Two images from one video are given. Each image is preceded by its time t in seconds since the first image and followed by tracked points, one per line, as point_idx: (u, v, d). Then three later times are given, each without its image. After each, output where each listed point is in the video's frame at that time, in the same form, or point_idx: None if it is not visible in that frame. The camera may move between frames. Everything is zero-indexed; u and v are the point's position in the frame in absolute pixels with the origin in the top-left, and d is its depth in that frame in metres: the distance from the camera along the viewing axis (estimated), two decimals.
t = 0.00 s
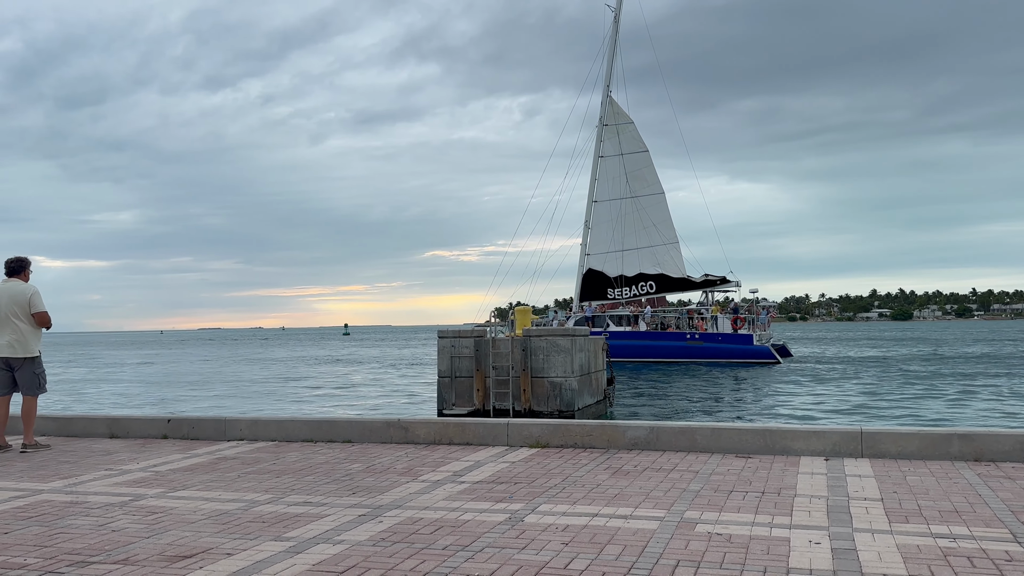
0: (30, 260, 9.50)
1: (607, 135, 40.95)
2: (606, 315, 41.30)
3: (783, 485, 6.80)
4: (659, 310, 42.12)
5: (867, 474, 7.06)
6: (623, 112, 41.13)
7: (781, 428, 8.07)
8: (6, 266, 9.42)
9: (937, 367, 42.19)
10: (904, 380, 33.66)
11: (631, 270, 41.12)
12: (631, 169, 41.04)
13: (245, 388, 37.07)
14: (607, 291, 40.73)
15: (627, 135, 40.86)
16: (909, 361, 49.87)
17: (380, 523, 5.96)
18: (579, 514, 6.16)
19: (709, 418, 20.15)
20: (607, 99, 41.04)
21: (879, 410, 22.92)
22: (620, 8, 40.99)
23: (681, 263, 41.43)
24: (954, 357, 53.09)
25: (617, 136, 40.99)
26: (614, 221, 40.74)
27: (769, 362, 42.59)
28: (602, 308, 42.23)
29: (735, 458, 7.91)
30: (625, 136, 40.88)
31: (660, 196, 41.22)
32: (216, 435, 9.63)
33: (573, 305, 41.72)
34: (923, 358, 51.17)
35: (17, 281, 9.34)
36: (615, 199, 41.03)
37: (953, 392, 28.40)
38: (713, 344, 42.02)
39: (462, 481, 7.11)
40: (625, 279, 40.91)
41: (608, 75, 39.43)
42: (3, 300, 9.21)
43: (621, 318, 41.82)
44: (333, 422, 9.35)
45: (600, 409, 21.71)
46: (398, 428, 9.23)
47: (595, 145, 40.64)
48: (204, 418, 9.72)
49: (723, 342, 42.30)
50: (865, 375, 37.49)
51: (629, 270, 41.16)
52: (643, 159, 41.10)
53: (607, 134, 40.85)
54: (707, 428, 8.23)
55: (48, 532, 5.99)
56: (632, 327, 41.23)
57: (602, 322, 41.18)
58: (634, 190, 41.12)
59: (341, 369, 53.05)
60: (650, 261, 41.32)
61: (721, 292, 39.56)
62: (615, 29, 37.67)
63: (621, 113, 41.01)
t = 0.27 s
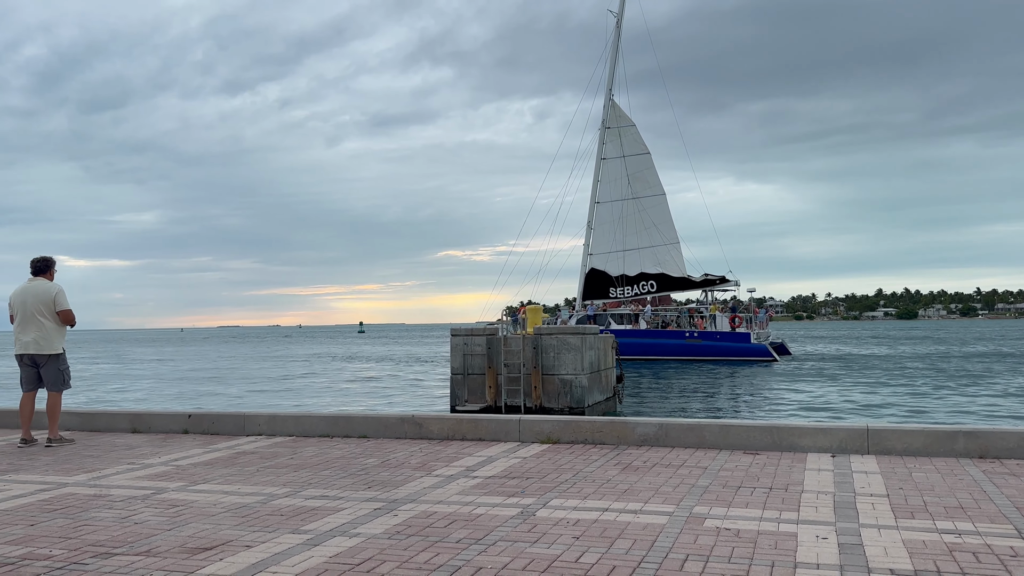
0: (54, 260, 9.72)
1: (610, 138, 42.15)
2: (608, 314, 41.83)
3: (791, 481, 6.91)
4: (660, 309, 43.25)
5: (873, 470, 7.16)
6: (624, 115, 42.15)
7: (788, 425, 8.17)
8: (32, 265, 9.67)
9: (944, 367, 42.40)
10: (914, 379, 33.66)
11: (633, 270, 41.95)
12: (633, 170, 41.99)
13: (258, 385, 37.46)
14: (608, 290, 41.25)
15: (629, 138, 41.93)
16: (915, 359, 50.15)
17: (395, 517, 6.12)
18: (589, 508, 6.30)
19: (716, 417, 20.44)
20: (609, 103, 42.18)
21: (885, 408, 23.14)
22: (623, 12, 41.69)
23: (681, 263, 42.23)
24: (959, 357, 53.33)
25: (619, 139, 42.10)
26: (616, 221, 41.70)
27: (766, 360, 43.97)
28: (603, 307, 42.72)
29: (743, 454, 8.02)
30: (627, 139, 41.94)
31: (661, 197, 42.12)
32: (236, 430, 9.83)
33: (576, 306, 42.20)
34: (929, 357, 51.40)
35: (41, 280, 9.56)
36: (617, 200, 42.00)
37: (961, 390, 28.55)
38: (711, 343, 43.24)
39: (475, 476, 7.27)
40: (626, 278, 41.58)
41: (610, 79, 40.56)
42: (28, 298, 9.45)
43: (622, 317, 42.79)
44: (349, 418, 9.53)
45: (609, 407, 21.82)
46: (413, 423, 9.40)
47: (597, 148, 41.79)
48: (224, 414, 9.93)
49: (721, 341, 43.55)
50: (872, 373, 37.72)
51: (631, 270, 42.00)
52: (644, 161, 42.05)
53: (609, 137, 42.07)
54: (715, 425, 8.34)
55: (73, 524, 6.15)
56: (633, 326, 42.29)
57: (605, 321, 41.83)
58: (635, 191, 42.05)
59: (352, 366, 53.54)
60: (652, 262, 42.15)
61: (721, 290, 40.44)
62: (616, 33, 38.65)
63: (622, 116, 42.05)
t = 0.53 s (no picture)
0: (80, 260, 10.05)
1: (608, 142, 42.11)
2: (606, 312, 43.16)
3: (792, 475, 7.11)
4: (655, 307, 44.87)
5: (871, 464, 7.36)
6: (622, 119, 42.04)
7: (789, 420, 8.36)
8: (60, 265, 9.99)
9: (945, 367, 42.81)
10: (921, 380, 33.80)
11: (630, 270, 42.42)
12: (631, 174, 42.15)
13: (268, 380, 37.83)
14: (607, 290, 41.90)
15: (627, 142, 41.98)
16: (917, 360, 50.54)
17: (408, 508, 6.35)
18: (596, 500, 6.51)
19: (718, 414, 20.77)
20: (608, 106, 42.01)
21: (886, 410, 23.46)
22: (621, 18, 42.12)
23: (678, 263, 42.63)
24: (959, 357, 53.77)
25: (618, 143, 42.13)
26: (614, 224, 41.94)
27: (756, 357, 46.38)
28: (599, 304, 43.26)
29: (744, 448, 8.23)
30: (625, 143, 42.02)
31: (658, 199, 42.35)
32: (255, 424, 10.11)
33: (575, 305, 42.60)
34: (930, 357, 51.80)
35: (68, 279, 9.89)
36: (615, 202, 42.16)
37: (964, 391, 28.84)
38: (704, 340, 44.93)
39: (485, 468, 7.51)
40: (624, 278, 42.21)
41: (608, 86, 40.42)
42: (55, 297, 9.78)
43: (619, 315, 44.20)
44: (363, 412, 9.77)
45: (615, 401, 22.03)
46: (424, 418, 9.64)
47: (596, 152, 41.70)
48: (244, 408, 10.20)
49: (713, 338, 45.26)
50: (875, 374, 38.06)
51: (628, 270, 42.48)
52: (641, 164, 42.12)
53: (607, 141, 42.06)
54: (717, 419, 8.52)
55: (97, 514, 6.25)
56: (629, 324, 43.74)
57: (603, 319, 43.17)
58: (633, 194, 42.26)
59: (360, 362, 54.03)
60: (648, 262, 42.58)
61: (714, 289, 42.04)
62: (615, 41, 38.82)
63: (620, 121, 41.98)
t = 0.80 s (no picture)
0: (100, 259, 10.31)
1: (604, 146, 43.00)
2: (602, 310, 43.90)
3: (791, 469, 7.25)
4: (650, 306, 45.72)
5: (869, 459, 7.52)
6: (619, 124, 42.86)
7: (789, 416, 8.54)
8: (80, 264, 10.25)
9: (948, 365, 43.03)
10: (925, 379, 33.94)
11: (626, 270, 42.79)
12: (627, 176, 42.72)
13: (277, 377, 38.22)
14: (604, 289, 42.62)
15: (622, 146, 42.70)
16: (920, 358, 50.79)
17: (418, 500, 6.47)
18: (599, 493, 6.57)
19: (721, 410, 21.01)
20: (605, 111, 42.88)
21: (887, 408, 23.70)
22: (618, 23, 42.69)
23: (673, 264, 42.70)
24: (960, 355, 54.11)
25: (614, 146, 42.96)
26: (609, 225, 42.66)
27: (750, 354, 46.95)
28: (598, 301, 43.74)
29: (744, 444, 8.41)
30: (621, 146, 42.74)
31: (654, 201, 42.80)
32: (268, 419, 10.35)
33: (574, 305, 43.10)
34: (932, 356, 52.08)
35: (88, 278, 10.15)
36: (611, 204, 42.86)
37: (967, 390, 29.02)
38: (698, 337, 45.80)
39: (492, 463, 7.68)
40: (619, 277, 42.76)
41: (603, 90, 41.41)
42: (76, 295, 10.04)
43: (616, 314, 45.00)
44: (373, 408, 9.98)
45: (619, 396, 22.20)
46: (433, 413, 9.84)
47: (592, 154, 42.78)
48: (256, 403, 10.44)
49: (707, 335, 46.12)
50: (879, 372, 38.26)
51: (624, 270, 42.85)
52: (637, 167, 42.67)
53: (603, 145, 42.97)
54: (719, 415, 8.70)
55: (116, 506, 6.28)
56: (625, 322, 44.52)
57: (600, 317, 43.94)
58: (629, 196, 42.80)
59: (367, 359, 54.45)
60: (644, 263, 42.79)
61: (709, 288, 42.90)
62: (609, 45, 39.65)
63: (616, 125, 42.79)
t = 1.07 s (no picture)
0: (107, 258, 10.35)
1: (602, 146, 43.61)
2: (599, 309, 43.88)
3: (796, 469, 7.24)
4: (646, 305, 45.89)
5: (874, 459, 7.52)
6: (616, 125, 43.48)
7: (794, 415, 8.55)
8: (87, 263, 10.30)
9: (952, 364, 43.03)
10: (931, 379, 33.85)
11: (623, 270, 42.81)
12: (625, 176, 43.19)
13: (283, 375, 38.34)
14: (602, 289, 42.41)
15: (620, 147, 43.33)
16: (923, 356, 50.78)
17: (423, 498, 6.47)
18: (605, 492, 6.56)
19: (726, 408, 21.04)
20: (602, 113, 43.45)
21: (891, 407, 23.76)
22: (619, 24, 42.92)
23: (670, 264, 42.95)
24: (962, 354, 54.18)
25: (612, 147, 43.55)
26: (607, 225, 42.92)
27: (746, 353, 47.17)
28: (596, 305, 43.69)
29: (750, 442, 8.41)
30: (619, 147, 43.35)
31: (651, 202, 43.26)
32: (274, 417, 10.39)
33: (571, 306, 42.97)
34: (935, 355, 52.12)
35: (96, 276, 10.19)
36: (609, 204, 43.19)
37: (971, 389, 29.05)
38: (694, 336, 45.98)
39: (497, 461, 7.69)
40: (617, 277, 42.66)
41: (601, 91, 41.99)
42: (84, 293, 10.08)
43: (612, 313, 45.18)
44: (379, 406, 10.01)
45: (624, 395, 22.20)
46: (438, 412, 9.86)
47: (590, 155, 43.16)
48: (262, 401, 10.47)
49: (703, 334, 46.33)
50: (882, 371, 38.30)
51: (622, 270, 42.85)
52: (634, 168, 43.15)
53: (602, 145, 43.61)
54: (724, 414, 8.70)
55: (123, 504, 6.31)
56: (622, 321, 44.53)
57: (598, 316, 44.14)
58: (626, 196, 43.18)
59: (371, 358, 54.54)
60: (642, 262, 42.85)
61: (705, 288, 43.05)
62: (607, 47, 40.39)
63: (614, 126, 43.39)
